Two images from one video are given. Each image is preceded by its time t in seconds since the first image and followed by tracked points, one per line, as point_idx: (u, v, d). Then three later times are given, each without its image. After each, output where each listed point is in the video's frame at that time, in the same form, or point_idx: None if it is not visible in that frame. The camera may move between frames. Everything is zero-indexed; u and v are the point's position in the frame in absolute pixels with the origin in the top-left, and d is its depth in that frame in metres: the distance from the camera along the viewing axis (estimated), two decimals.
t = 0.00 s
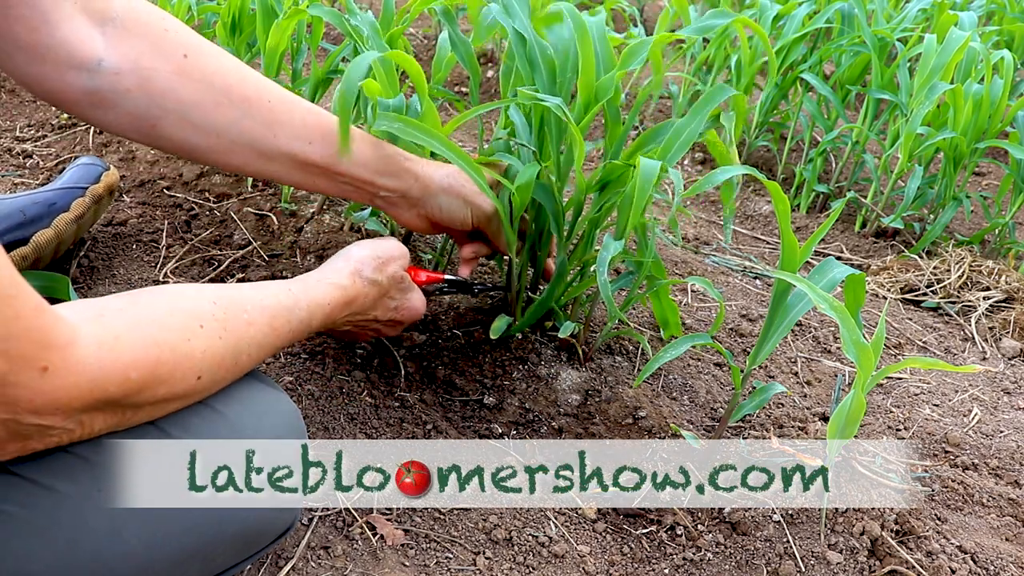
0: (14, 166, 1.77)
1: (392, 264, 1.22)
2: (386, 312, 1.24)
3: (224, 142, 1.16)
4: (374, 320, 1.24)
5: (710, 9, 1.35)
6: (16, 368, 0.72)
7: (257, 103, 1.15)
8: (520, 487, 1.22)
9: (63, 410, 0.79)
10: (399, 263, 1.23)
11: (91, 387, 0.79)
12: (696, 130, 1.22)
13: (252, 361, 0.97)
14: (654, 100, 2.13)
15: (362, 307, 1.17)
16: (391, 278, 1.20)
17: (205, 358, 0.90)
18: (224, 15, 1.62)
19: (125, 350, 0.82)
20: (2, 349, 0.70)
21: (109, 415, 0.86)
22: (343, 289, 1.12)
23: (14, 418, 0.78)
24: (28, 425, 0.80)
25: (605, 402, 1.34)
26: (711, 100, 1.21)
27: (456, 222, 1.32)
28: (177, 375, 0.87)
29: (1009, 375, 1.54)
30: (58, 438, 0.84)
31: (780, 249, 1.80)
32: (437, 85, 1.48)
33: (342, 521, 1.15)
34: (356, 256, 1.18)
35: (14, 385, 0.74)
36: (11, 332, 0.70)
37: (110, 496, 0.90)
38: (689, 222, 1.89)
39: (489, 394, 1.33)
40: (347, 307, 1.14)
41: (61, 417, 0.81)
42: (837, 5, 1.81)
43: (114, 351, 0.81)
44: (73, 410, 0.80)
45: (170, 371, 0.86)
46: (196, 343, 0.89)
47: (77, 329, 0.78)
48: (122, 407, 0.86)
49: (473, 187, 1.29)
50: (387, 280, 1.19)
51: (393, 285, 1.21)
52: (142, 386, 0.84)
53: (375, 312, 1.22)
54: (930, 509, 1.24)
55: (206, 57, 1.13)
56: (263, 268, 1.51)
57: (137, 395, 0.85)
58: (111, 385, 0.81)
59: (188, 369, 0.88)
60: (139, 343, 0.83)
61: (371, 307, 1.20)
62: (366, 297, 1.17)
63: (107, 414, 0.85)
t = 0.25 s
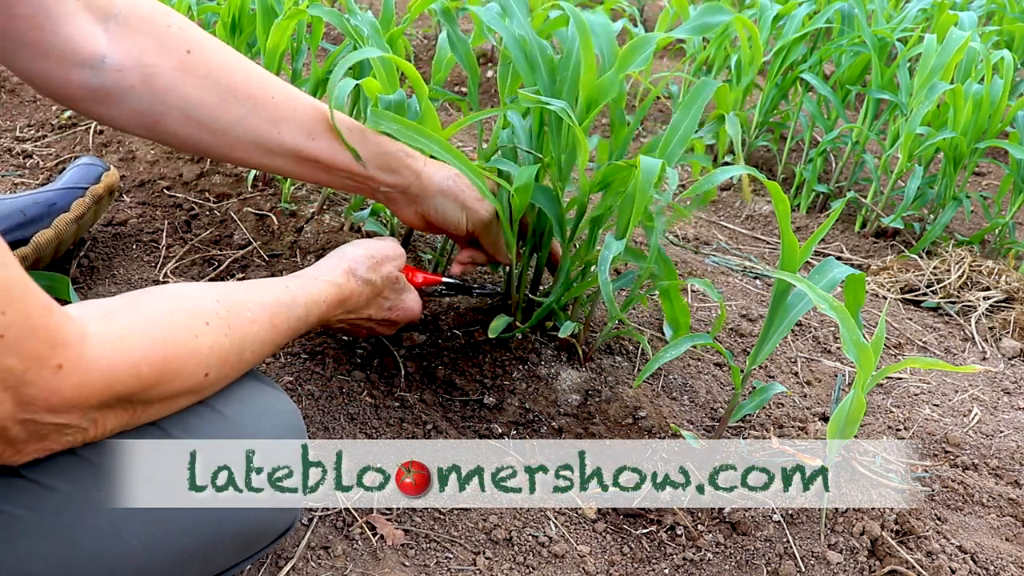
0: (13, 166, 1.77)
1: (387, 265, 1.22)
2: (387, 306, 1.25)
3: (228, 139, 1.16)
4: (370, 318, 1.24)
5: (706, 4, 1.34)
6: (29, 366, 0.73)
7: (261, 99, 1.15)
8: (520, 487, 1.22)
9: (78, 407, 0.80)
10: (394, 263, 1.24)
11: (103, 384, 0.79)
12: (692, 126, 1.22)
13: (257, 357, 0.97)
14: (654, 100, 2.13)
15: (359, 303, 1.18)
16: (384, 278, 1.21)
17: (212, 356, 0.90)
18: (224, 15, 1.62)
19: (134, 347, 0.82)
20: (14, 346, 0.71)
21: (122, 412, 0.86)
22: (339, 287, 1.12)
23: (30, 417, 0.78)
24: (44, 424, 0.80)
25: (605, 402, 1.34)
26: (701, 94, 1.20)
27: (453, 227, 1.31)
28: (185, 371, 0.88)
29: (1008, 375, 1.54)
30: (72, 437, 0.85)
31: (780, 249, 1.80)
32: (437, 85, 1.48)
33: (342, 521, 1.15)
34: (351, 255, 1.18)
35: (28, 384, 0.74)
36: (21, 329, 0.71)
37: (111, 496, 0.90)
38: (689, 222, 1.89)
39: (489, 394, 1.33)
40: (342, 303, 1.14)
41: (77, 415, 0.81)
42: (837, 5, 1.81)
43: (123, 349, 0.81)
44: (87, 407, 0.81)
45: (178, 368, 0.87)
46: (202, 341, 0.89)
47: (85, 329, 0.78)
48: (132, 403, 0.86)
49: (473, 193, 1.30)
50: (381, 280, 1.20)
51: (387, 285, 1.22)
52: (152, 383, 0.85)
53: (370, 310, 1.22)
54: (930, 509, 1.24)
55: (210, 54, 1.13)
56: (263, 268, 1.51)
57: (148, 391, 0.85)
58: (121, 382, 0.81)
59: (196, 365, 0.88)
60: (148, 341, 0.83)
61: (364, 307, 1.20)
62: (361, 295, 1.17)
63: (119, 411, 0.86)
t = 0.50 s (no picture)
0: (13, 166, 1.77)
1: (390, 262, 1.22)
2: (393, 302, 1.24)
3: (227, 140, 1.16)
4: (373, 317, 1.24)
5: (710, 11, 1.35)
6: (51, 355, 0.73)
7: (260, 100, 1.15)
8: (520, 487, 1.21)
9: (99, 396, 0.80)
10: (397, 261, 1.24)
11: (125, 371, 0.80)
12: (693, 126, 1.22)
13: (267, 349, 0.98)
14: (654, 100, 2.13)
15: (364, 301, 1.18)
16: (388, 275, 1.21)
17: (226, 346, 0.91)
18: (224, 15, 1.62)
19: (152, 335, 0.82)
20: (35, 337, 0.71)
21: (139, 401, 0.86)
22: (343, 284, 1.13)
23: (52, 407, 0.78)
24: (64, 413, 0.80)
25: (605, 402, 1.34)
26: (704, 96, 1.21)
27: (451, 224, 1.31)
28: (200, 360, 0.88)
29: (1008, 375, 1.54)
30: (92, 427, 0.84)
31: (780, 249, 1.80)
32: (437, 85, 1.47)
33: (342, 521, 1.15)
34: (354, 254, 1.18)
35: (49, 374, 0.74)
36: (43, 319, 0.71)
37: (111, 496, 0.90)
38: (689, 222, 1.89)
39: (489, 394, 1.33)
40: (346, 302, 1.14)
41: (97, 405, 0.81)
42: (837, 5, 1.81)
43: (142, 337, 0.81)
44: (108, 396, 0.81)
45: (195, 357, 0.87)
46: (216, 331, 0.89)
47: (103, 318, 0.78)
48: (150, 392, 0.86)
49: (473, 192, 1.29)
50: (385, 277, 1.20)
51: (392, 283, 1.21)
52: (169, 372, 0.85)
53: (374, 309, 1.22)
54: (930, 509, 1.23)
55: (209, 55, 1.13)
56: (263, 268, 1.51)
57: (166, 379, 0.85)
58: (141, 370, 0.81)
59: (211, 354, 0.89)
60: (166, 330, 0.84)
61: (369, 305, 1.20)
62: (368, 292, 1.17)
63: (137, 400, 0.86)
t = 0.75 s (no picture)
0: (14, 166, 1.77)
1: (388, 261, 1.23)
2: (391, 298, 1.25)
3: (231, 137, 1.16)
4: (371, 315, 1.25)
5: (708, 7, 1.34)
6: (55, 359, 0.73)
7: (263, 95, 1.15)
8: (520, 487, 1.22)
9: (102, 398, 0.80)
10: (394, 261, 1.24)
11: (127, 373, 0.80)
12: (692, 125, 1.22)
13: (267, 349, 0.98)
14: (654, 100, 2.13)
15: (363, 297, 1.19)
16: (384, 275, 1.21)
17: (226, 345, 0.91)
18: (224, 15, 1.62)
19: (154, 336, 0.82)
20: (38, 342, 0.71)
21: (141, 403, 0.86)
22: (339, 283, 1.13)
23: (56, 410, 0.78)
24: (68, 416, 0.80)
25: (605, 402, 1.34)
26: (700, 94, 1.21)
27: (452, 219, 1.32)
28: (201, 360, 0.88)
29: (1008, 375, 1.54)
30: (96, 430, 0.84)
31: (780, 249, 1.80)
32: (437, 85, 1.47)
33: (342, 521, 1.15)
34: (351, 254, 1.19)
35: (54, 379, 0.74)
36: (46, 323, 0.71)
37: (112, 496, 0.90)
38: (689, 222, 1.89)
39: (489, 394, 1.34)
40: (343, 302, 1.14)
41: (101, 407, 0.81)
42: (837, 5, 1.81)
43: (143, 338, 0.81)
44: (111, 398, 0.81)
45: (196, 357, 0.87)
46: (217, 331, 0.89)
47: (106, 320, 0.78)
48: (152, 393, 0.86)
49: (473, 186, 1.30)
50: (381, 276, 1.20)
51: (387, 282, 1.22)
52: (170, 373, 0.85)
53: (370, 306, 1.23)
54: (930, 508, 1.23)
55: (212, 52, 1.13)
56: (263, 268, 1.51)
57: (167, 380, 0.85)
58: (143, 371, 0.81)
59: (212, 354, 0.89)
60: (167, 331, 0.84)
61: (364, 302, 1.20)
62: (362, 290, 1.17)
63: (139, 402, 0.86)
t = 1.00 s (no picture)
0: (14, 166, 1.77)
1: (389, 262, 1.23)
2: (392, 295, 1.26)
3: (233, 134, 1.16)
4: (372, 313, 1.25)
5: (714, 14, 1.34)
6: (57, 359, 0.73)
7: (264, 91, 1.15)
8: (520, 487, 1.22)
9: (106, 397, 0.80)
10: (394, 261, 1.24)
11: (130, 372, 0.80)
12: (694, 128, 1.22)
13: (268, 348, 0.98)
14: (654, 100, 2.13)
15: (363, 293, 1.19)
16: (384, 274, 1.21)
17: (228, 344, 0.91)
18: (224, 15, 1.62)
19: (155, 336, 0.82)
20: (41, 342, 0.71)
21: (144, 402, 0.86)
22: (340, 283, 1.13)
23: (60, 410, 0.78)
24: (72, 416, 0.80)
25: (605, 402, 1.34)
26: (704, 98, 1.21)
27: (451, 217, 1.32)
28: (203, 359, 0.88)
29: (1009, 375, 1.54)
30: (100, 429, 0.84)
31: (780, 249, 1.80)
32: (437, 85, 1.47)
33: (342, 521, 1.15)
34: (352, 253, 1.19)
35: (57, 378, 0.74)
36: (47, 322, 0.71)
37: (112, 495, 0.90)
38: (689, 222, 1.89)
39: (489, 394, 1.34)
40: (343, 302, 1.14)
41: (105, 406, 0.81)
42: (837, 5, 1.81)
43: (145, 337, 0.81)
44: (114, 397, 0.81)
45: (198, 356, 0.87)
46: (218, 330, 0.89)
47: (107, 320, 0.78)
48: (154, 392, 0.86)
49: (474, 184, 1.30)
50: (381, 275, 1.20)
51: (387, 282, 1.22)
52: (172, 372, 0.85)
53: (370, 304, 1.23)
54: (930, 509, 1.23)
55: (213, 49, 1.13)
56: (263, 268, 1.51)
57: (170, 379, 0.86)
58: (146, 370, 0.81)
59: (214, 353, 0.89)
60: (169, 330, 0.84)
61: (364, 302, 1.21)
62: (361, 289, 1.17)
63: (142, 401, 0.86)
